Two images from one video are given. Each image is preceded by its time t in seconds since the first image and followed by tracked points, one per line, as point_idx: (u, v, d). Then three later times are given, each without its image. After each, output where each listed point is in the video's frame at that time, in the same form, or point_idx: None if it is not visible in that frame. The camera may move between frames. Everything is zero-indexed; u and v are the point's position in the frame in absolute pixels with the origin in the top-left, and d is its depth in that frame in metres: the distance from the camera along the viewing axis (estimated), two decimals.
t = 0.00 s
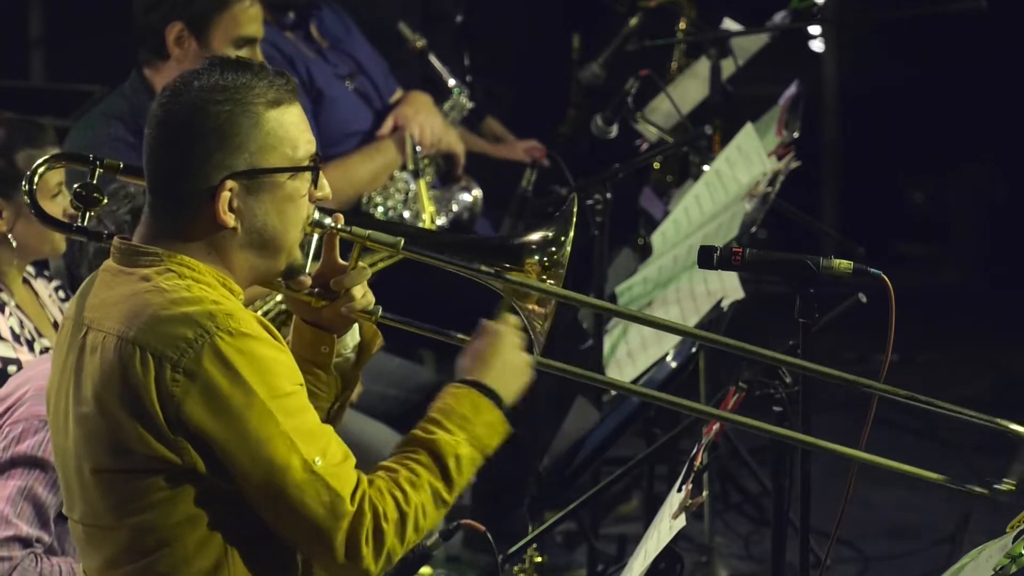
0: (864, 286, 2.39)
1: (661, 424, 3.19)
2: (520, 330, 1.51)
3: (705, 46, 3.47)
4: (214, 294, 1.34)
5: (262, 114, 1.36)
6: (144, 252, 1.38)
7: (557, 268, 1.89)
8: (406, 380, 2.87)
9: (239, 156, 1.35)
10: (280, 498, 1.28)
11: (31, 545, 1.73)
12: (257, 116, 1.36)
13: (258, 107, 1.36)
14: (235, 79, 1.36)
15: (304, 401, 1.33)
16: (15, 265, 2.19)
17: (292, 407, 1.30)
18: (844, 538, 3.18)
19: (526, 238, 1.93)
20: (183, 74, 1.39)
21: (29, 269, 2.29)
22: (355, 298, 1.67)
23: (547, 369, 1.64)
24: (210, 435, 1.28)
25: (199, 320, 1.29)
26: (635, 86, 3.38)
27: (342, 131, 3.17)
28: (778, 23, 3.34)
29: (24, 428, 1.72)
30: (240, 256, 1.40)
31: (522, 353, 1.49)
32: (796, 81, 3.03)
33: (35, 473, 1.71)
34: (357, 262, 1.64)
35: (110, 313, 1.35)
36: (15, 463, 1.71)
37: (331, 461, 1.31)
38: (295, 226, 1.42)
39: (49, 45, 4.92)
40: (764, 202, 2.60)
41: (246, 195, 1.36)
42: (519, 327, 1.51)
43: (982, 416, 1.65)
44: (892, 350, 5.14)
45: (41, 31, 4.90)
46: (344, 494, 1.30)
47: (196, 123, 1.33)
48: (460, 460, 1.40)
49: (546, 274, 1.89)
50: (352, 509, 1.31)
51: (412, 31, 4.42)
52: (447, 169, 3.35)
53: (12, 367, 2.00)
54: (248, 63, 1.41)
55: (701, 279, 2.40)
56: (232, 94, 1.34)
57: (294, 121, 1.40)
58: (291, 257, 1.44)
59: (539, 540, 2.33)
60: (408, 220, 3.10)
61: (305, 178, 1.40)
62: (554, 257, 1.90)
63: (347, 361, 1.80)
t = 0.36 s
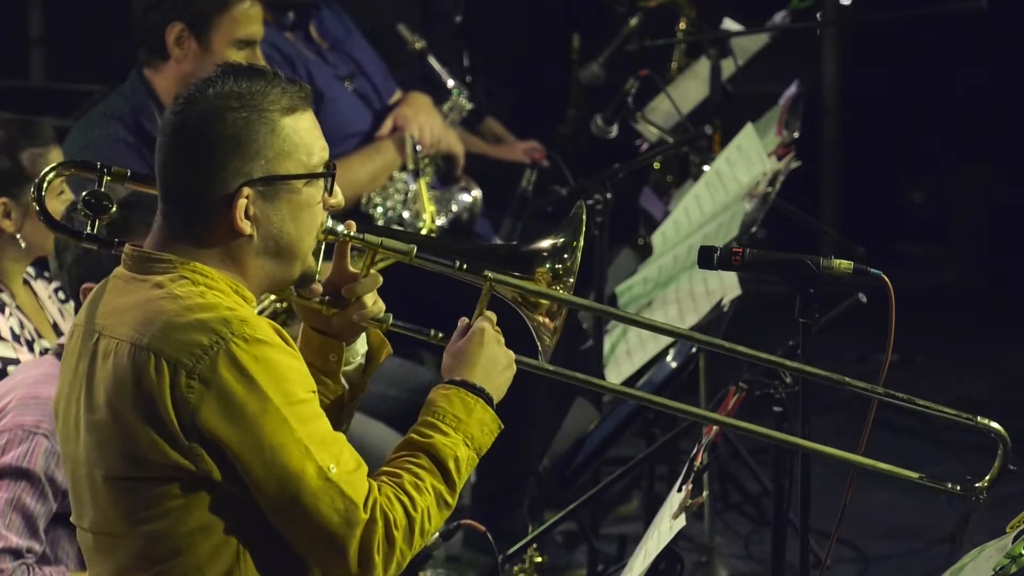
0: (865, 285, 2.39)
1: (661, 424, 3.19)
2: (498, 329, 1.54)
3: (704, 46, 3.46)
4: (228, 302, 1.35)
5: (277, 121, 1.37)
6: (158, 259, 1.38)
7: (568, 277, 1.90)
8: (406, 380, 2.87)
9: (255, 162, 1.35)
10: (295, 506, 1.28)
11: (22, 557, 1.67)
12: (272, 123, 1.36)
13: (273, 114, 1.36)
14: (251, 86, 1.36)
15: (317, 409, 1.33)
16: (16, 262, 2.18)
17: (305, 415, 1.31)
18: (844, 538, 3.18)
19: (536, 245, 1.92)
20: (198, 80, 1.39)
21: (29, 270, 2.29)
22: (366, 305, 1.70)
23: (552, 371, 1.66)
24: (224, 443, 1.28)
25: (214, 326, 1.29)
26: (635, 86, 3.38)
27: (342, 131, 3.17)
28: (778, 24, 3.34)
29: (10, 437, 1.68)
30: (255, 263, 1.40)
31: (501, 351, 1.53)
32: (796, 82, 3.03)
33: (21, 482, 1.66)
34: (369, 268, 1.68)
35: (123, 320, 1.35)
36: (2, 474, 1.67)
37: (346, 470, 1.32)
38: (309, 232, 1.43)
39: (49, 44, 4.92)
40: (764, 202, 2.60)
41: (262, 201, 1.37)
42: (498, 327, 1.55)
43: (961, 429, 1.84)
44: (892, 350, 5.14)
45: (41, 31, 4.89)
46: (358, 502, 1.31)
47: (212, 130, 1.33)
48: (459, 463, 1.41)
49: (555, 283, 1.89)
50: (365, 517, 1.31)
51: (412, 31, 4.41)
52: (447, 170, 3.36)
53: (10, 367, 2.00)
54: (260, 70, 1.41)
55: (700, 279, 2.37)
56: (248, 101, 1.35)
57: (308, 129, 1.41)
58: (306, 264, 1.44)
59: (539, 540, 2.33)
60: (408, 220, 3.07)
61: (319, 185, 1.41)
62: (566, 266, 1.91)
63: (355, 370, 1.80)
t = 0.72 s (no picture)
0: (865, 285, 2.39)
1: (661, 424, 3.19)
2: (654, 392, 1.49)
3: (704, 46, 3.46)
4: (230, 312, 1.35)
5: (276, 132, 1.37)
6: (157, 271, 1.38)
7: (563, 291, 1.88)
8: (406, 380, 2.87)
9: (253, 173, 1.35)
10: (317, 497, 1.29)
11: None
12: (271, 134, 1.36)
13: (272, 124, 1.36)
14: (250, 97, 1.36)
15: (329, 403, 1.33)
16: (17, 258, 2.17)
17: (318, 409, 1.31)
18: (844, 538, 3.18)
19: (532, 258, 1.93)
20: (195, 91, 1.39)
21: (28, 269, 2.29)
22: (361, 319, 1.65)
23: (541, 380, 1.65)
24: (233, 451, 1.28)
25: (218, 335, 1.30)
26: (635, 86, 3.38)
27: (342, 131, 3.17)
28: (778, 24, 3.34)
29: None
30: (253, 274, 1.39)
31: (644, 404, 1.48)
32: (796, 82, 3.02)
33: None
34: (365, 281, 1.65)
35: (124, 332, 1.35)
36: None
37: (373, 450, 1.33)
38: (306, 246, 1.42)
39: (49, 44, 4.91)
40: (763, 202, 2.59)
41: (260, 212, 1.37)
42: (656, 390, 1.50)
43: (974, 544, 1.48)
44: (892, 350, 5.14)
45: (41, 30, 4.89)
46: (392, 481, 1.32)
47: (212, 140, 1.34)
48: (549, 479, 1.38)
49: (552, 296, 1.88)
50: (404, 492, 1.33)
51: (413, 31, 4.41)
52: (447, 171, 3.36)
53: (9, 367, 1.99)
54: (260, 81, 1.41)
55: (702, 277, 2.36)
56: (247, 111, 1.35)
57: (307, 140, 1.41)
58: (302, 276, 1.44)
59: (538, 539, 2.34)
60: (408, 220, 3.08)
61: (316, 198, 1.41)
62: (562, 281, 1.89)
63: (349, 384, 1.79)
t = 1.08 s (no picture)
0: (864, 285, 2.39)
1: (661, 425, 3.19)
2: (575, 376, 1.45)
3: (704, 46, 3.46)
4: (234, 318, 1.35)
5: (283, 138, 1.37)
6: (160, 274, 1.38)
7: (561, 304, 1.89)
8: (406, 380, 2.87)
9: (259, 179, 1.36)
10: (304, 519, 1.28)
11: None
12: (278, 140, 1.37)
13: (280, 131, 1.37)
14: (258, 102, 1.37)
15: (327, 423, 1.33)
16: (21, 253, 2.17)
17: (318, 428, 1.31)
18: (844, 538, 3.18)
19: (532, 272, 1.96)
20: (203, 93, 1.39)
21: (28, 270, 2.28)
22: (359, 327, 1.70)
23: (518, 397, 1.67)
24: (231, 459, 1.28)
25: (221, 343, 1.30)
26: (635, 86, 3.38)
27: (341, 131, 3.17)
28: (778, 24, 3.34)
29: None
30: (256, 278, 1.40)
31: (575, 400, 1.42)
32: (796, 82, 3.03)
33: None
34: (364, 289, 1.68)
35: (127, 335, 1.35)
36: None
37: (362, 479, 1.31)
38: (308, 251, 1.43)
39: (49, 45, 4.91)
40: (764, 202, 2.58)
41: (265, 217, 1.37)
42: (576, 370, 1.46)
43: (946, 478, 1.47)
44: (892, 350, 5.14)
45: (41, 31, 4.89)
46: (373, 510, 1.30)
47: (220, 144, 1.34)
48: (505, 497, 1.35)
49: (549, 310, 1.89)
50: (382, 525, 1.30)
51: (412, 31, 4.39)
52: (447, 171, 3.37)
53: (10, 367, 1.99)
54: (267, 85, 1.42)
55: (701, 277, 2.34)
56: (255, 117, 1.36)
57: (313, 147, 1.41)
58: (304, 281, 1.45)
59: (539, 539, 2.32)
60: (408, 220, 3.06)
61: (320, 205, 1.42)
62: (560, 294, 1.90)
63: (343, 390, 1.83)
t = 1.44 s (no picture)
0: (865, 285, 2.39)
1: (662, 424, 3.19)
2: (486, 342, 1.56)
3: (704, 46, 3.46)
4: (219, 310, 1.36)
5: (269, 133, 1.38)
6: (145, 265, 1.39)
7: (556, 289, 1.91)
8: (406, 380, 2.86)
9: (244, 173, 1.37)
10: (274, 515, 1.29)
11: None
12: (264, 135, 1.38)
13: (266, 126, 1.38)
14: (245, 96, 1.38)
15: (302, 420, 1.35)
16: (26, 255, 2.17)
17: (290, 427, 1.33)
18: (844, 538, 3.18)
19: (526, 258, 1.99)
20: (191, 87, 1.41)
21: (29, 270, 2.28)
22: (349, 318, 1.71)
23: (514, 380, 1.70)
24: (211, 449, 1.29)
25: (202, 335, 1.31)
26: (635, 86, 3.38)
27: (342, 132, 3.17)
28: (778, 24, 3.34)
29: None
30: (241, 271, 1.41)
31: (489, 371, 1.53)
32: (796, 82, 3.03)
33: None
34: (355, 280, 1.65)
35: (112, 326, 1.36)
36: None
37: (327, 486, 1.34)
38: (294, 244, 1.44)
39: (49, 45, 4.91)
40: (764, 202, 2.58)
41: (249, 211, 1.38)
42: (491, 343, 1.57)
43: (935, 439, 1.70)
44: (892, 350, 5.14)
45: (41, 31, 4.88)
46: (334, 515, 1.32)
47: (204, 138, 1.35)
48: (436, 480, 1.43)
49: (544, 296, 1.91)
50: (341, 535, 1.32)
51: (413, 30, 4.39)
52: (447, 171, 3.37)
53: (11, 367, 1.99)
54: (256, 80, 1.42)
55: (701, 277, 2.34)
56: (241, 111, 1.36)
57: (300, 140, 1.42)
58: (290, 273, 1.46)
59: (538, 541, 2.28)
60: (408, 221, 3.13)
61: (306, 199, 1.42)
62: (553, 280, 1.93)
63: (339, 379, 1.83)
